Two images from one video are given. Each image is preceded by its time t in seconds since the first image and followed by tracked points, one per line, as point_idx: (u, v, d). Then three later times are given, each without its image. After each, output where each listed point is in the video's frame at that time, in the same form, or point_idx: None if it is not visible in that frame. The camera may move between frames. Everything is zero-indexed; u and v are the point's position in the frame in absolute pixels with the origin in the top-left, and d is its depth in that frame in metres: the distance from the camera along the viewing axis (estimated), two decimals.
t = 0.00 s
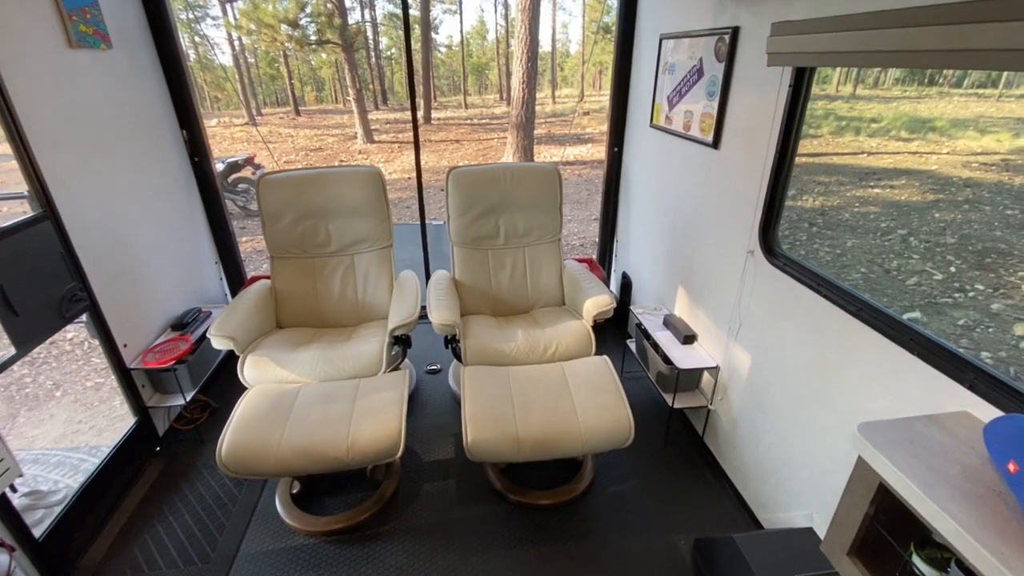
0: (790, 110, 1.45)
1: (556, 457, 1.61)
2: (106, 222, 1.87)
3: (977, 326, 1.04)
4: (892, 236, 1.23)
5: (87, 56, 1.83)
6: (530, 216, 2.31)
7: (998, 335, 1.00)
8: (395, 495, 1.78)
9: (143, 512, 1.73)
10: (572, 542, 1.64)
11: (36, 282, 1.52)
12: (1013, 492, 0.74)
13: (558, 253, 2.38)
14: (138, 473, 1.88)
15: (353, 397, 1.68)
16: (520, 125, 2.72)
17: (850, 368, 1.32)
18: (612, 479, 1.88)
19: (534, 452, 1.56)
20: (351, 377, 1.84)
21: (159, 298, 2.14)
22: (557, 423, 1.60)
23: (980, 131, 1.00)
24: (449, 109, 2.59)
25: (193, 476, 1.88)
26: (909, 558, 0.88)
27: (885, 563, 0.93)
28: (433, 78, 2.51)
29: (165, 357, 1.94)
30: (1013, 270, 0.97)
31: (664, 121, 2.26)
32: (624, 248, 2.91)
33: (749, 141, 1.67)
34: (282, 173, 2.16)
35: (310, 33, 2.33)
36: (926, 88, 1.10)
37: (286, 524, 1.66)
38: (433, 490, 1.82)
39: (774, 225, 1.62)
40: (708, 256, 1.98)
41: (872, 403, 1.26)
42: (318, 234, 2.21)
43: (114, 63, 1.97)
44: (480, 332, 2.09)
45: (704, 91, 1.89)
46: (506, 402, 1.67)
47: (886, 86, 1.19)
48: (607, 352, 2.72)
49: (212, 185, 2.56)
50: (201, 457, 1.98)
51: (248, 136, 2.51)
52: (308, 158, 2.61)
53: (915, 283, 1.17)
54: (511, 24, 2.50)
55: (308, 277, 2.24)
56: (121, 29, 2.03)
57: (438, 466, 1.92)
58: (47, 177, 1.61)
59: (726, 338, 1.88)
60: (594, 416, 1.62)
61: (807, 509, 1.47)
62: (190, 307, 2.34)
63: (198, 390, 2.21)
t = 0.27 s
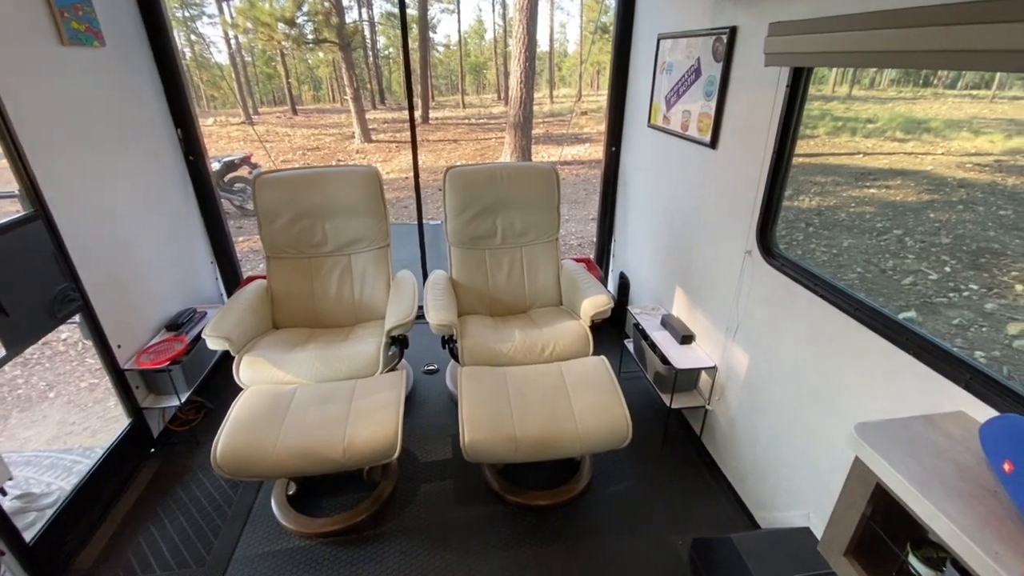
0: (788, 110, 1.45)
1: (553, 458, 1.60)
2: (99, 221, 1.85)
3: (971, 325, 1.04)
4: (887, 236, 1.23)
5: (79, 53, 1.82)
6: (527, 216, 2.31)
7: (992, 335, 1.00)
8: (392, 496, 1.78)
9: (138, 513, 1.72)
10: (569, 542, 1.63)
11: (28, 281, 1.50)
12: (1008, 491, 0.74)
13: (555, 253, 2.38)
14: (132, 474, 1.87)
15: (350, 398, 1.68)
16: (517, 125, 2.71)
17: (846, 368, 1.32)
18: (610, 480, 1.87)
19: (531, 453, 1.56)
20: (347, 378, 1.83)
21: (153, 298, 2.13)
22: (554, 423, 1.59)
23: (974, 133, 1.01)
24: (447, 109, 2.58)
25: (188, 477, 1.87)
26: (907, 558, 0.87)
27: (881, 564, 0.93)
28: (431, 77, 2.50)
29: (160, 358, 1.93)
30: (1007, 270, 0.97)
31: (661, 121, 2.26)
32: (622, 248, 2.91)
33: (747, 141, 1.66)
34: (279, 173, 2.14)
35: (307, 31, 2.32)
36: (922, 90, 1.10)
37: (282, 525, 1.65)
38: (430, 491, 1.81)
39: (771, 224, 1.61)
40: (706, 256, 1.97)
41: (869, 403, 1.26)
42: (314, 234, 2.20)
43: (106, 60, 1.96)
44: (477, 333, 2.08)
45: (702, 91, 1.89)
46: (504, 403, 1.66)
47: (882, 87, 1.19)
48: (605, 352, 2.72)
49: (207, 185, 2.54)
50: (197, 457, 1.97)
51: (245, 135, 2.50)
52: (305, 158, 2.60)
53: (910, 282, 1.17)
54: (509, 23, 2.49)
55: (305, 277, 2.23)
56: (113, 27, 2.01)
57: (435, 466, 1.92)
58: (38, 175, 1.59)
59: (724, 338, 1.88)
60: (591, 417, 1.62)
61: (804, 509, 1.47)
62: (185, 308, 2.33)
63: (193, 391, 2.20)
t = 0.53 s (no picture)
0: (777, 106, 1.46)
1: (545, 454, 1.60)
2: (86, 220, 1.83)
3: (958, 321, 1.05)
4: (877, 234, 1.24)
5: (64, 48, 1.79)
6: (519, 213, 2.31)
7: (978, 331, 1.01)
8: (385, 494, 1.77)
9: (127, 514, 1.70)
10: (562, 539, 1.63)
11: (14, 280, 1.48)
12: (991, 478, 0.75)
13: (548, 250, 2.38)
14: (121, 474, 1.85)
15: (342, 396, 1.67)
16: (511, 124, 2.71)
17: (836, 364, 1.33)
18: (603, 476, 1.88)
19: (523, 450, 1.55)
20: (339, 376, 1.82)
21: (141, 298, 2.10)
22: (547, 421, 1.59)
23: (961, 133, 1.02)
24: (441, 108, 2.57)
25: (178, 477, 1.85)
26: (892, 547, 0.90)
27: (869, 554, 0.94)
28: (424, 77, 2.49)
29: (148, 357, 1.91)
30: (993, 267, 0.98)
31: (653, 119, 2.26)
32: (614, 246, 2.92)
33: (738, 138, 1.67)
34: (269, 170, 2.13)
35: (299, 30, 2.31)
36: (909, 90, 1.11)
37: (273, 524, 1.64)
38: (423, 489, 1.81)
39: (763, 222, 1.62)
40: (698, 254, 1.98)
41: (858, 398, 1.26)
42: (305, 232, 2.19)
43: (92, 57, 1.93)
44: (470, 330, 2.07)
45: (693, 88, 1.90)
46: (496, 400, 1.66)
47: (872, 88, 1.20)
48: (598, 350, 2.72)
49: (196, 184, 2.52)
50: (187, 457, 1.95)
51: (236, 135, 2.48)
52: (297, 157, 2.58)
53: (899, 280, 1.18)
54: (502, 23, 2.49)
55: (296, 275, 2.22)
56: (99, 23, 1.98)
57: (429, 464, 1.91)
58: (22, 174, 1.57)
59: (715, 334, 1.89)
60: (584, 412, 1.62)
61: (795, 502, 1.49)
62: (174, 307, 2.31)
63: (184, 391, 2.18)
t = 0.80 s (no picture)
0: (763, 104, 1.48)
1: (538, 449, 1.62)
2: (71, 218, 1.81)
3: (942, 316, 1.08)
4: (862, 231, 1.27)
5: (48, 44, 1.76)
6: (510, 210, 2.32)
7: (961, 326, 1.04)
8: (377, 491, 1.77)
9: (116, 515, 1.68)
10: (556, 532, 1.65)
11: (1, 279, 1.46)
12: (973, 460, 0.78)
13: (539, 248, 2.39)
14: (110, 476, 1.82)
15: (334, 394, 1.66)
16: (500, 124, 2.72)
17: (823, 358, 1.35)
18: (595, 470, 1.89)
19: (517, 445, 1.56)
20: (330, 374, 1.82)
21: (129, 297, 2.08)
22: (540, 416, 1.60)
23: (943, 132, 1.04)
24: (429, 108, 2.57)
25: (168, 477, 1.84)
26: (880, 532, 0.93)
27: (855, 539, 0.96)
28: (413, 77, 2.49)
29: (137, 356, 1.89)
30: (975, 263, 1.01)
31: (642, 117, 2.29)
32: (604, 243, 2.94)
33: (725, 135, 1.70)
34: (257, 168, 2.12)
35: (286, 30, 2.30)
36: (892, 91, 1.14)
37: (266, 523, 1.63)
38: (417, 486, 1.81)
39: (751, 219, 1.64)
40: (687, 250, 2.00)
41: (844, 389, 1.29)
42: (296, 230, 2.18)
43: (77, 54, 1.90)
44: (462, 328, 2.08)
45: (681, 86, 1.92)
46: (489, 396, 1.67)
47: (856, 88, 1.23)
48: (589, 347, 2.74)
49: (185, 183, 2.50)
50: (177, 457, 1.94)
51: (223, 135, 2.46)
52: (285, 157, 2.56)
53: (884, 276, 1.21)
54: (491, 23, 2.50)
55: (286, 274, 2.21)
56: (85, 20, 1.96)
57: (422, 461, 1.91)
58: (9, 172, 1.55)
59: (704, 328, 1.91)
60: (576, 407, 1.64)
61: (783, 493, 1.51)
62: (162, 307, 2.28)
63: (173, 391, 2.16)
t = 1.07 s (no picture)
0: (750, 107, 1.54)
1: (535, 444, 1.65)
2: (69, 220, 1.81)
3: (924, 313, 1.13)
4: (847, 231, 1.33)
5: (45, 48, 1.76)
6: (504, 211, 2.35)
7: (944, 322, 1.09)
8: (377, 488, 1.80)
9: (115, 516, 1.68)
10: (553, 525, 1.69)
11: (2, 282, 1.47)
12: (950, 444, 0.83)
13: (533, 248, 2.43)
14: (108, 478, 1.83)
15: (333, 392, 1.68)
16: (490, 126, 2.76)
17: (810, 352, 1.41)
18: (589, 465, 1.94)
19: (515, 440, 1.60)
20: (328, 373, 1.84)
21: (125, 299, 2.08)
22: (537, 412, 1.64)
23: (925, 133, 1.10)
24: (418, 110, 2.60)
25: (166, 478, 1.84)
26: (865, 515, 0.97)
27: (840, 522, 1.01)
28: (401, 79, 2.51)
29: (134, 358, 1.90)
30: (958, 262, 1.06)
31: (633, 120, 2.34)
32: (596, 243, 3.00)
33: (713, 137, 1.75)
34: (252, 170, 2.13)
35: (273, 31, 2.31)
36: (876, 93, 1.19)
37: (266, 520, 1.65)
38: (415, 482, 1.84)
39: (739, 219, 1.70)
40: (677, 249, 2.06)
41: (829, 382, 1.35)
42: (291, 232, 2.20)
43: (75, 57, 1.92)
44: (458, 327, 2.11)
45: (670, 90, 1.98)
46: (487, 393, 1.70)
47: (840, 90, 1.28)
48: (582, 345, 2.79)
49: (179, 185, 2.50)
50: (175, 458, 1.94)
51: (210, 137, 2.45)
52: (274, 159, 2.56)
53: (868, 275, 1.27)
54: (479, 25, 2.53)
55: (282, 275, 2.22)
56: (82, 23, 1.97)
57: (419, 458, 1.94)
58: (8, 174, 1.56)
59: (694, 324, 1.97)
60: (572, 403, 1.68)
61: (772, 483, 1.57)
62: (159, 308, 2.29)
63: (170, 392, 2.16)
